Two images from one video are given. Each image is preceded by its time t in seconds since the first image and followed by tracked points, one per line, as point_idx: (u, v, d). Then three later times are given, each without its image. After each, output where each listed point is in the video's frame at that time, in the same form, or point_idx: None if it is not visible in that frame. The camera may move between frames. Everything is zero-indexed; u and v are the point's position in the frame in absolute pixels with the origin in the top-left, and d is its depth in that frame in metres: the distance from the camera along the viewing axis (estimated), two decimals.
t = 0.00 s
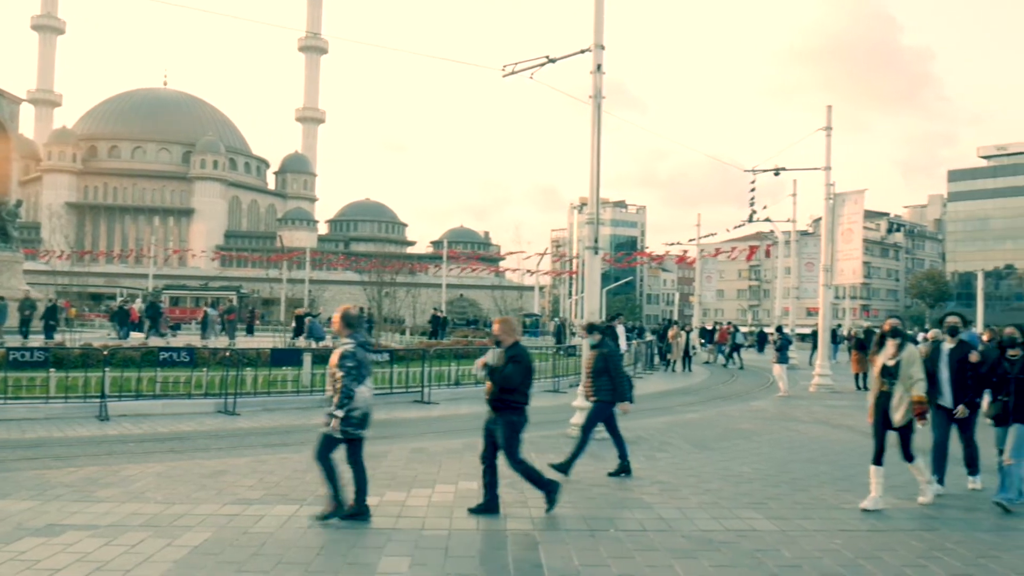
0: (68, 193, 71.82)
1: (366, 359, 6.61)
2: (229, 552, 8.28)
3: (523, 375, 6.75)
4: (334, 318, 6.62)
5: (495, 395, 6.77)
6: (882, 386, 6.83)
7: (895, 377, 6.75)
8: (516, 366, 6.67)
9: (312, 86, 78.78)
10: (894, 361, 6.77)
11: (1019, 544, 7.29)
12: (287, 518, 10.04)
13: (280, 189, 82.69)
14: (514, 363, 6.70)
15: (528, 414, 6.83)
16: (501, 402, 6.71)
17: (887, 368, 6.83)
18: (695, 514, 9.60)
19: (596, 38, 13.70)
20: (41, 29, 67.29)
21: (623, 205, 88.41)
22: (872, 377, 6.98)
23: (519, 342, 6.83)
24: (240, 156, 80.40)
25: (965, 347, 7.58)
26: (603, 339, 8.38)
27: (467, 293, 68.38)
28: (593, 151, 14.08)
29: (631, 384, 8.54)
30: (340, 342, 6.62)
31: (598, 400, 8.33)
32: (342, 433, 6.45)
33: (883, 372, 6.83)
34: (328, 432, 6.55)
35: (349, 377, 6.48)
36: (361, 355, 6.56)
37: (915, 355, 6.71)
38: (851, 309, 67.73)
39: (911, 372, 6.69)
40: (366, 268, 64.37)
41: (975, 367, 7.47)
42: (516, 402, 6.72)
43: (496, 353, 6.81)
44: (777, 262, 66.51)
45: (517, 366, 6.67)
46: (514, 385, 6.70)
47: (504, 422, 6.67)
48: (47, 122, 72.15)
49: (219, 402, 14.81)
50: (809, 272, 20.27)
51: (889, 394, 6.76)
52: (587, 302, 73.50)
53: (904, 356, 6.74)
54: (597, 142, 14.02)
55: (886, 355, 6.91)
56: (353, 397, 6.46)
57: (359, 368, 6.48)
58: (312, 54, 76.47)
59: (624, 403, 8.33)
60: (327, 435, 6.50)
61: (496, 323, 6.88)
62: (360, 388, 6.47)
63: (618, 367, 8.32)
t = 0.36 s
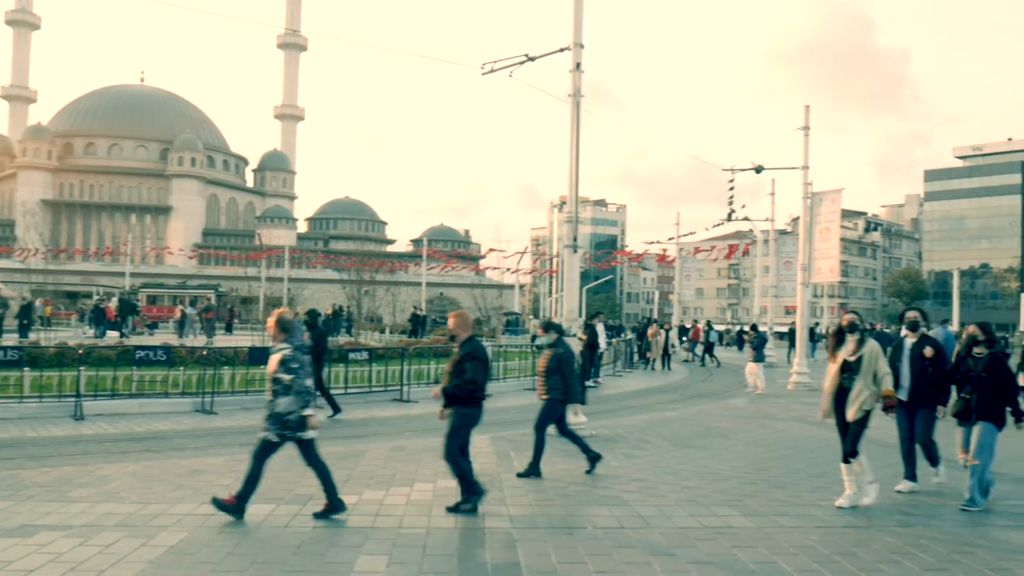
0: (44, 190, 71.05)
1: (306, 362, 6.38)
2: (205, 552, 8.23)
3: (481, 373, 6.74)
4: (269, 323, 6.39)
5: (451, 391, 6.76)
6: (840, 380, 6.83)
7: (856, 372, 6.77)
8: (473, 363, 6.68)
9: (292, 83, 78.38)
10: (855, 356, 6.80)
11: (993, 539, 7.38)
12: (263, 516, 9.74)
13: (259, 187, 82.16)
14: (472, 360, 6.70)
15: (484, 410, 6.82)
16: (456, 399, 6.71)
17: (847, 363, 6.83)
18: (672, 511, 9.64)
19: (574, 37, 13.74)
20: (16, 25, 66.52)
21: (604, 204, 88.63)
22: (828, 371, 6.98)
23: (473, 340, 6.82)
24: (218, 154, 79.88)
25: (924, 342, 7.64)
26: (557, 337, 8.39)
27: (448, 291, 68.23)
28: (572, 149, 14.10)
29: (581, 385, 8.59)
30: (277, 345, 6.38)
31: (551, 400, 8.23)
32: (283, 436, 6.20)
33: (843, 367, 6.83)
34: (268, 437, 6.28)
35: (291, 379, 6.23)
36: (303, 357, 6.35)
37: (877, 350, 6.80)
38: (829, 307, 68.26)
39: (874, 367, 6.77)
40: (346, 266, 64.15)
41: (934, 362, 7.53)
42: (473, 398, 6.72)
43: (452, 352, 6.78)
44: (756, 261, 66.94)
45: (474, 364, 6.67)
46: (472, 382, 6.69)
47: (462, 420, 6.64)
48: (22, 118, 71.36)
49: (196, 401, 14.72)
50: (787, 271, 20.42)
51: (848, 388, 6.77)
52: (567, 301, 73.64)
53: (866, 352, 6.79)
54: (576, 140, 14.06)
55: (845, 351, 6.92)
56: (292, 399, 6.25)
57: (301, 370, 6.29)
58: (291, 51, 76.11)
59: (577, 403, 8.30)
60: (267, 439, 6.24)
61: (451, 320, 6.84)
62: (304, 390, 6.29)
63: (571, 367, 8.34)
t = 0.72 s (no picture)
0: (21, 187, 70.37)
1: (245, 360, 6.36)
2: (183, 552, 8.18)
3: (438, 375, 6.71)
4: (210, 318, 6.39)
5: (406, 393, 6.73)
6: (805, 381, 6.89)
7: (820, 372, 6.82)
8: (429, 365, 6.65)
9: (273, 80, 77.97)
10: (820, 356, 6.86)
11: (968, 535, 7.45)
12: (242, 516, 9.63)
13: (240, 185, 81.70)
14: (428, 361, 6.67)
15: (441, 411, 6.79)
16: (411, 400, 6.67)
17: (812, 363, 6.89)
18: (651, 508, 9.67)
19: (556, 35, 13.74)
20: None
21: (586, 202, 88.85)
22: (792, 370, 7.04)
23: (428, 340, 6.78)
24: (198, 151, 79.39)
25: (891, 340, 7.70)
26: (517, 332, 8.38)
27: (429, 290, 68.16)
28: (553, 148, 14.12)
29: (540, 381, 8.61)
30: (217, 340, 6.36)
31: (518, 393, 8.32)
32: (215, 435, 6.17)
33: (808, 367, 6.89)
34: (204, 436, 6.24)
35: (224, 376, 6.20)
36: (241, 354, 6.32)
37: (842, 350, 6.84)
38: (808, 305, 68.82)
39: (839, 366, 6.81)
40: (327, 265, 64.00)
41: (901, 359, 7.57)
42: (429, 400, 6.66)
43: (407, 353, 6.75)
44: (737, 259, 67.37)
45: (431, 366, 6.64)
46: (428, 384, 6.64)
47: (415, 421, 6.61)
48: None
49: (175, 401, 14.60)
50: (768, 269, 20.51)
51: (813, 387, 6.83)
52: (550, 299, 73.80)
53: (830, 351, 6.84)
54: (557, 138, 14.06)
55: (809, 351, 6.98)
56: (229, 397, 6.19)
57: (238, 369, 6.26)
58: (272, 48, 75.73)
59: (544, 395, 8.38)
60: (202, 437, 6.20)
61: (408, 320, 6.80)
62: (240, 387, 6.24)
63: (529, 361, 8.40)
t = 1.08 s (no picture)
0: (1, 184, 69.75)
1: (188, 357, 6.31)
2: (164, 551, 8.13)
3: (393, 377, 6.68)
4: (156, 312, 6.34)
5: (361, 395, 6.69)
6: (770, 381, 6.95)
7: (784, 373, 6.88)
8: (383, 367, 6.62)
9: (256, 77, 77.57)
10: (784, 357, 6.91)
11: (948, 533, 7.48)
12: (223, 515, 9.56)
13: (223, 182, 81.29)
14: (382, 363, 6.64)
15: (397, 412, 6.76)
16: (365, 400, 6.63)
17: (777, 364, 6.95)
18: (633, 506, 9.68)
19: (539, 33, 13.74)
20: None
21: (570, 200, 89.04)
22: (759, 369, 7.10)
23: (384, 340, 6.77)
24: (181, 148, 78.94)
25: (862, 341, 7.70)
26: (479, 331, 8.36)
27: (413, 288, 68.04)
28: (536, 146, 14.13)
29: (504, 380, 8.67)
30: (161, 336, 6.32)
31: (482, 394, 8.51)
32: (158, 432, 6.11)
33: (773, 368, 6.95)
34: (150, 433, 6.18)
35: (167, 370, 6.15)
36: (184, 351, 6.28)
37: (806, 351, 6.89)
38: (790, 303, 69.26)
39: (803, 367, 6.85)
40: (310, 263, 63.87)
41: (871, 361, 7.60)
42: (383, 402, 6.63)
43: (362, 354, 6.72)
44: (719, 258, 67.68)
45: (385, 368, 6.62)
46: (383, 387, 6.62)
47: (369, 422, 6.57)
48: None
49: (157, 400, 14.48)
50: (751, 267, 20.60)
51: (776, 388, 6.88)
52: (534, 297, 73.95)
53: (796, 351, 6.88)
54: (540, 136, 14.07)
55: (775, 351, 7.03)
56: (172, 393, 6.13)
57: (180, 366, 6.21)
58: (255, 45, 75.33)
59: (508, 394, 8.49)
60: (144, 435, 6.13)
61: (365, 321, 6.78)
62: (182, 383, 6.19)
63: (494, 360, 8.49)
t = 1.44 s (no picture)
0: None
1: (128, 358, 6.31)
2: (146, 551, 8.08)
3: (349, 373, 6.72)
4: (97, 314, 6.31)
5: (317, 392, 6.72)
6: (736, 376, 6.96)
7: (749, 367, 6.90)
8: (337, 362, 6.66)
9: (240, 74, 77.23)
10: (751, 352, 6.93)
11: (928, 530, 7.54)
12: (206, 514, 9.53)
13: (206, 180, 80.89)
14: (335, 360, 6.67)
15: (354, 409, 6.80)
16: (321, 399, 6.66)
17: (743, 359, 6.96)
18: (617, 504, 9.70)
19: (523, 32, 13.73)
20: None
21: (555, 198, 89.15)
22: (727, 365, 7.12)
23: (341, 335, 6.80)
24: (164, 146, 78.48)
25: (830, 341, 7.76)
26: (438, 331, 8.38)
27: (398, 287, 67.95)
28: (520, 145, 14.13)
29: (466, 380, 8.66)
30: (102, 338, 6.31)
31: (443, 396, 8.44)
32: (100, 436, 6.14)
33: (739, 363, 6.96)
34: (94, 437, 6.22)
35: (106, 374, 6.14)
36: (124, 352, 6.27)
37: (772, 348, 6.92)
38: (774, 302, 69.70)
39: (767, 364, 6.88)
40: (294, 262, 63.68)
41: (839, 360, 7.65)
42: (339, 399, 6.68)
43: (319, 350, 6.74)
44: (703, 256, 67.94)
45: (340, 364, 6.65)
46: (339, 383, 6.65)
47: (328, 420, 6.61)
48: None
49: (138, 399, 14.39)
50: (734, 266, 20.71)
51: (742, 383, 6.90)
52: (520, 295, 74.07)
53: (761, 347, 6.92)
54: (524, 135, 14.07)
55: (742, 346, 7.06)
56: (113, 396, 6.15)
57: (120, 368, 6.20)
58: (238, 42, 75.01)
59: (468, 394, 8.46)
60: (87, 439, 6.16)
61: (323, 315, 6.79)
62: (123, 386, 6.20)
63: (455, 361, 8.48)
